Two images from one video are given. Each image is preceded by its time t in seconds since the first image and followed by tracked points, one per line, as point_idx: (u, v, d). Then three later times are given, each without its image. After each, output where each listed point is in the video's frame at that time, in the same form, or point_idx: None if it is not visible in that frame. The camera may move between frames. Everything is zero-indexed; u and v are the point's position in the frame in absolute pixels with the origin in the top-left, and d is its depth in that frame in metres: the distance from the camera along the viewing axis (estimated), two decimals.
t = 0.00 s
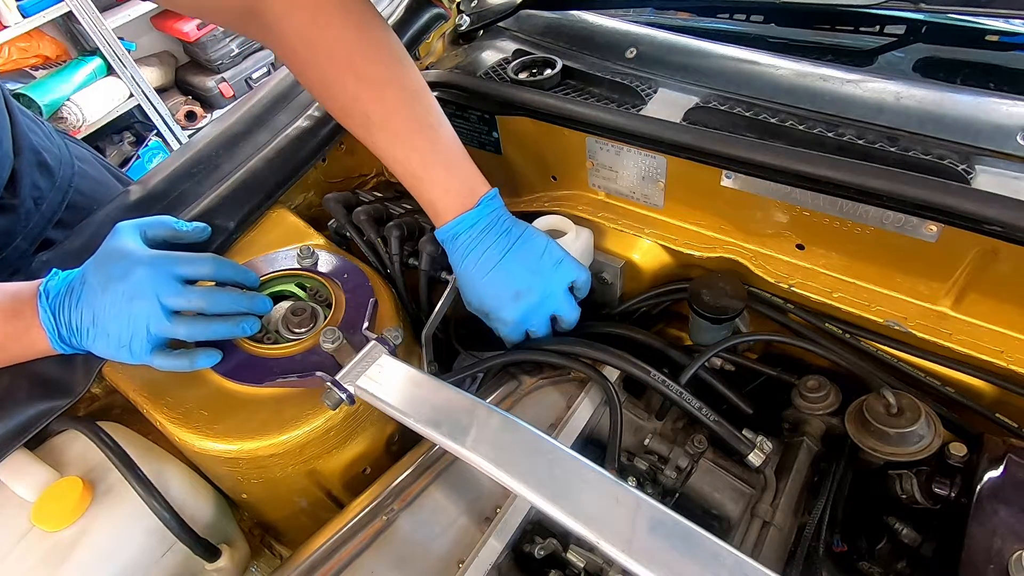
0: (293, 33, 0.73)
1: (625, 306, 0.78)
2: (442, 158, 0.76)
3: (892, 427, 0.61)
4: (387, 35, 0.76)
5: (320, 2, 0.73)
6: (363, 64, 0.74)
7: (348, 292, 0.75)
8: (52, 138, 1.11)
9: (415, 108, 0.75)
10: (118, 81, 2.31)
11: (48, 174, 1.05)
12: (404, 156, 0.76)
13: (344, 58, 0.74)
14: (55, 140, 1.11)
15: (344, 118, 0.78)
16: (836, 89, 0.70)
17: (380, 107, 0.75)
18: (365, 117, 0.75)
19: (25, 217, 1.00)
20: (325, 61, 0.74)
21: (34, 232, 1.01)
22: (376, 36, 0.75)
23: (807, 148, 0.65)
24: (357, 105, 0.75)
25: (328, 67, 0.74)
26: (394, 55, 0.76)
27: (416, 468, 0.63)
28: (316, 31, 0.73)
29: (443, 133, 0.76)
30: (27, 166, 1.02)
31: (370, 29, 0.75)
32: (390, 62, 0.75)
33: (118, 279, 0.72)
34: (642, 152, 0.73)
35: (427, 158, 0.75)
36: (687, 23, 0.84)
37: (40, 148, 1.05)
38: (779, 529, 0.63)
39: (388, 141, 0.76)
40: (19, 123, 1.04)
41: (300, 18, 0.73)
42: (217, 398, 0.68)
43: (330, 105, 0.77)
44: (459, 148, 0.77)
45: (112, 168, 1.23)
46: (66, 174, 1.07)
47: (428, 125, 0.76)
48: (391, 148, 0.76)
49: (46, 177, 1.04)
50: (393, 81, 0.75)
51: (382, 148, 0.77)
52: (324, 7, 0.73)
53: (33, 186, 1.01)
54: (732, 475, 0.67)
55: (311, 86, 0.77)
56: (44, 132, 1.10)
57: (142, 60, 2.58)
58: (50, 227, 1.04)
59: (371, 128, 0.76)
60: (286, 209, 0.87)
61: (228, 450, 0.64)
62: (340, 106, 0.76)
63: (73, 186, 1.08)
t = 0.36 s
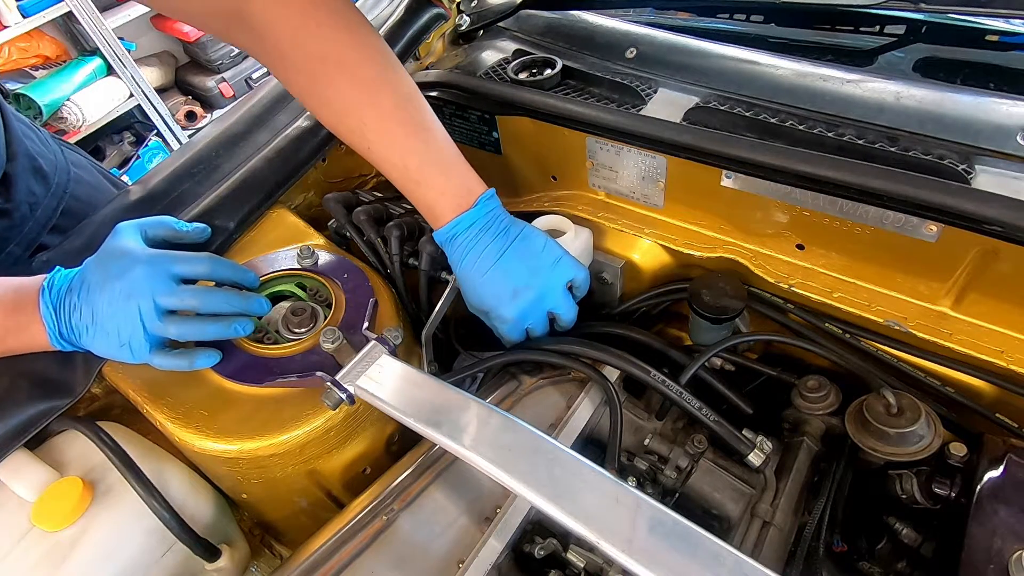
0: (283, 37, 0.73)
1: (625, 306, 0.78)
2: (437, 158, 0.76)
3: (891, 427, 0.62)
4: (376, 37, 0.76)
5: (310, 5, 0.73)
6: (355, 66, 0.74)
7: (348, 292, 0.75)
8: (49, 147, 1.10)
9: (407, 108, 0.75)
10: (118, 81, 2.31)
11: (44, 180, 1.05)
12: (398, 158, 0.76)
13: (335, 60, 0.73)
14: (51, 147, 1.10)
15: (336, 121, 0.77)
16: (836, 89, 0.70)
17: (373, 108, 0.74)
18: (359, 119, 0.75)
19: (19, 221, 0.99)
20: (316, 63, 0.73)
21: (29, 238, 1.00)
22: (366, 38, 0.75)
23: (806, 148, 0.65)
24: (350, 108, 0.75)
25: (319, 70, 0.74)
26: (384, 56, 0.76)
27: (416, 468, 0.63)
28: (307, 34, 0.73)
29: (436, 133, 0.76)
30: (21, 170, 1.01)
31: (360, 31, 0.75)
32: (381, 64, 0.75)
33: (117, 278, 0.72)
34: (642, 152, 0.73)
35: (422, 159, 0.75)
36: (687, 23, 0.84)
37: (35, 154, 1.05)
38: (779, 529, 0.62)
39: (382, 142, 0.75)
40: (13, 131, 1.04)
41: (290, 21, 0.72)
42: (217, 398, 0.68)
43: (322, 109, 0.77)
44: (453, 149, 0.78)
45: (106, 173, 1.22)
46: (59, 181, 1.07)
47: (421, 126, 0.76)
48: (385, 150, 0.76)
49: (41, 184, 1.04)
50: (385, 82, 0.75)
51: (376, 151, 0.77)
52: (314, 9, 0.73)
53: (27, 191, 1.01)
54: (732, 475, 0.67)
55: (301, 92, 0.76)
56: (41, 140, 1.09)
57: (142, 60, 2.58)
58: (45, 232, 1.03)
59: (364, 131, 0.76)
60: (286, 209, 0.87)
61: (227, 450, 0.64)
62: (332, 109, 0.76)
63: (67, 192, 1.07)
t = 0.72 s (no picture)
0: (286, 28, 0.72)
1: (625, 306, 0.78)
2: (439, 158, 0.76)
3: (891, 427, 0.62)
4: (381, 31, 0.75)
5: None
6: (358, 63, 0.73)
7: (348, 292, 0.75)
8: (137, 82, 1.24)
9: (411, 107, 0.74)
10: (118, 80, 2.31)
11: (110, 103, 1.12)
12: (401, 156, 0.75)
13: (339, 56, 0.72)
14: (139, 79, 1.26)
15: (340, 116, 0.77)
16: (836, 89, 0.70)
17: (376, 106, 0.74)
18: (362, 116, 0.74)
19: (101, 150, 1.07)
20: (319, 58, 0.73)
21: (111, 166, 1.09)
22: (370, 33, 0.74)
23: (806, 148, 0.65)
24: (353, 105, 0.74)
25: (323, 65, 0.73)
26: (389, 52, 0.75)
27: (416, 469, 0.63)
28: (309, 28, 0.71)
29: (439, 132, 0.76)
30: (101, 102, 1.11)
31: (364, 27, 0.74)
32: (386, 60, 0.74)
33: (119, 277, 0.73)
34: (642, 152, 0.73)
35: (425, 158, 0.75)
36: (687, 23, 0.84)
37: (117, 86, 1.16)
38: (779, 529, 0.62)
39: (385, 140, 0.75)
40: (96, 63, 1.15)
41: (292, 13, 0.71)
42: (218, 398, 0.68)
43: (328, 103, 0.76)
44: (455, 148, 0.77)
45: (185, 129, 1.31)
46: (136, 117, 1.15)
47: (425, 124, 0.75)
48: (387, 147, 0.75)
49: (112, 112, 1.12)
50: (390, 79, 0.74)
51: (379, 148, 0.76)
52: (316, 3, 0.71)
53: (105, 121, 1.09)
54: (732, 475, 0.67)
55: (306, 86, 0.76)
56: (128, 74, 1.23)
57: (142, 60, 2.58)
58: (124, 166, 1.11)
59: (368, 128, 0.75)
60: (286, 209, 0.86)
61: (227, 450, 0.64)
62: (336, 105, 0.75)
63: (144, 127, 1.15)
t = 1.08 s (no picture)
0: (268, 43, 0.70)
1: (625, 306, 0.78)
2: (432, 168, 0.75)
3: (891, 427, 0.62)
4: (365, 40, 0.73)
5: (294, 8, 0.69)
6: (344, 76, 0.71)
7: (348, 292, 0.75)
8: (127, 84, 1.22)
9: (402, 119, 0.73)
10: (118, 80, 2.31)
11: (105, 109, 1.12)
12: (393, 167, 0.75)
13: (324, 70, 0.71)
14: (129, 80, 1.23)
15: (329, 129, 0.75)
16: (836, 89, 0.70)
17: (365, 120, 0.72)
18: (351, 130, 0.73)
19: (87, 158, 1.09)
20: (304, 72, 0.71)
21: (95, 174, 1.10)
22: (354, 44, 0.72)
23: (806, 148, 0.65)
24: (341, 118, 0.73)
25: (307, 79, 0.71)
26: (375, 64, 0.73)
27: (416, 469, 0.63)
28: (291, 42, 0.70)
29: (431, 142, 0.75)
30: (96, 108, 1.10)
31: (350, 35, 0.72)
32: (372, 72, 0.72)
33: (119, 278, 0.73)
34: (643, 152, 0.73)
35: (417, 170, 0.75)
36: (687, 23, 0.84)
37: (111, 91, 1.14)
38: (779, 530, 0.62)
39: (376, 153, 0.74)
40: (94, 70, 1.12)
41: (273, 26, 0.69)
42: (218, 398, 0.68)
43: (314, 117, 0.75)
44: (447, 156, 0.77)
45: (178, 121, 1.33)
46: (129, 123, 1.16)
47: (416, 135, 0.74)
48: (378, 159, 0.75)
49: (109, 120, 1.12)
50: (377, 91, 0.72)
51: (370, 160, 0.76)
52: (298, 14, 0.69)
53: (99, 129, 1.10)
54: (732, 475, 0.67)
55: (291, 95, 0.74)
56: (120, 77, 1.21)
57: (142, 60, 2.58)
58: (110, 172, 1.13)
59: (357, 141, 0.74)
60: (286, 209, 0.86)
61: (227, 450, 0.64)
62: (324, 118, 0.74)
63: (137, 134, 1.17)
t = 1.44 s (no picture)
0: (273, 40, 0.69)
1: (625, 306, 0.78)
2: (434, 172, 0.75)
3: (891, 427, 0.62)
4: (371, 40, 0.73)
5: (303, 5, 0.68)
6: (349, 76, 0.71)
7: (348, 292, 0.75)
8: (137, 80, 1.22)
9: (404, 119, 0.73)
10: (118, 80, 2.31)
11: (120, 99, 1.12)
12: (394, 170, 0.74)
13: (329, 68, 0.70)
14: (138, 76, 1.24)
15: (331, 130, 0.75)
16: (836, 89, 0.70)
17: (369, 121, 0.72)
18: (354, 131, 0.73)
19: (104, 147, 1.08)
20: (310, 70, 0.71)
21: (112, 163, 1.10)
22: (360, 44, 0.72)
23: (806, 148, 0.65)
24: (345, 119, 0.73)
25: (313, 76, 0.71)
26: (381, 65, 0.73)
27: (415, 469, 0.63)
28: (297, 40, 0.69)
29: (433, 145, 0.75)
30: (111, 98, 1.10)
31: (355, 35, 0.72)
32: (378, 73, 0.72)
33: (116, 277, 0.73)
34: (643, 152, 0.73)
35: (419, 171, 0.74)
36: (687, 22, 0.84)
37: (124, 82, 1.15)
38: (779, 529, 0.62)
39: (378, 155, 0.74)
40: (106, 60, 1.13)
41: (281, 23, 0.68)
42: (218, 398, 0.68)
43: (317, 116, 0.74)
44: (449, 160, 0.77)
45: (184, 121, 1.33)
46: (142, 115, 1.16)
47: (418, 138, 0.74)
48: (380, 161, 0.74)
49: (124, 109, 1.12)
50: (381, 93, 0.72)
51: (372, 162, 0.75)
52: (305, 11, 0.68)
53: (115, 118, 1.10)
54: (732, 475, 0.67)
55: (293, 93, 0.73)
56: (130, 72, 1.21)
57: (142, 60, 2.58)
58: (126, 162, 1.12)
59: (360, 143, 0.74)
60: (286, 209, 0.86)
61: (227, 450, 0.64)
62: (327, 118, 0.74)
63: (149, 125, 1.17)
